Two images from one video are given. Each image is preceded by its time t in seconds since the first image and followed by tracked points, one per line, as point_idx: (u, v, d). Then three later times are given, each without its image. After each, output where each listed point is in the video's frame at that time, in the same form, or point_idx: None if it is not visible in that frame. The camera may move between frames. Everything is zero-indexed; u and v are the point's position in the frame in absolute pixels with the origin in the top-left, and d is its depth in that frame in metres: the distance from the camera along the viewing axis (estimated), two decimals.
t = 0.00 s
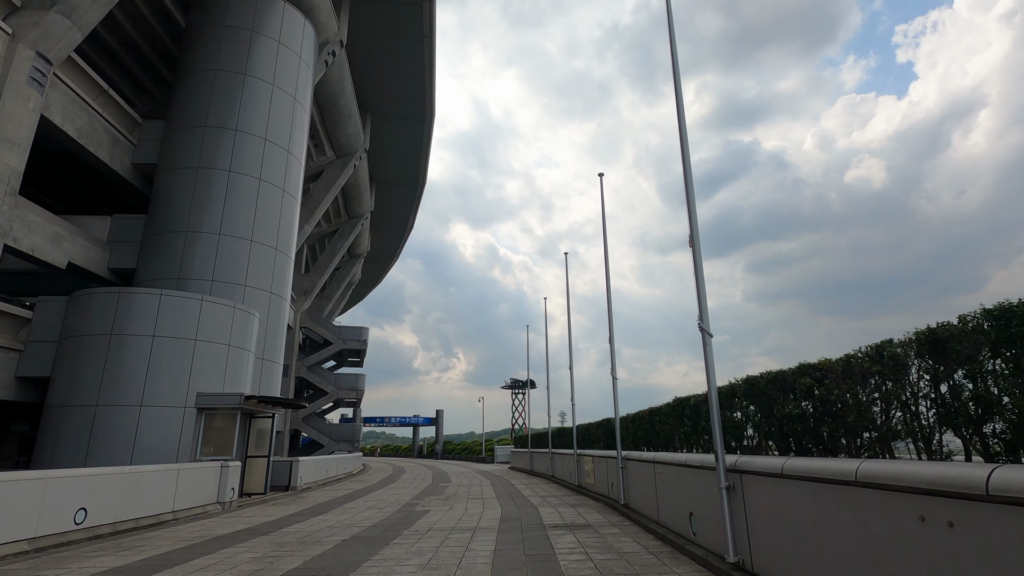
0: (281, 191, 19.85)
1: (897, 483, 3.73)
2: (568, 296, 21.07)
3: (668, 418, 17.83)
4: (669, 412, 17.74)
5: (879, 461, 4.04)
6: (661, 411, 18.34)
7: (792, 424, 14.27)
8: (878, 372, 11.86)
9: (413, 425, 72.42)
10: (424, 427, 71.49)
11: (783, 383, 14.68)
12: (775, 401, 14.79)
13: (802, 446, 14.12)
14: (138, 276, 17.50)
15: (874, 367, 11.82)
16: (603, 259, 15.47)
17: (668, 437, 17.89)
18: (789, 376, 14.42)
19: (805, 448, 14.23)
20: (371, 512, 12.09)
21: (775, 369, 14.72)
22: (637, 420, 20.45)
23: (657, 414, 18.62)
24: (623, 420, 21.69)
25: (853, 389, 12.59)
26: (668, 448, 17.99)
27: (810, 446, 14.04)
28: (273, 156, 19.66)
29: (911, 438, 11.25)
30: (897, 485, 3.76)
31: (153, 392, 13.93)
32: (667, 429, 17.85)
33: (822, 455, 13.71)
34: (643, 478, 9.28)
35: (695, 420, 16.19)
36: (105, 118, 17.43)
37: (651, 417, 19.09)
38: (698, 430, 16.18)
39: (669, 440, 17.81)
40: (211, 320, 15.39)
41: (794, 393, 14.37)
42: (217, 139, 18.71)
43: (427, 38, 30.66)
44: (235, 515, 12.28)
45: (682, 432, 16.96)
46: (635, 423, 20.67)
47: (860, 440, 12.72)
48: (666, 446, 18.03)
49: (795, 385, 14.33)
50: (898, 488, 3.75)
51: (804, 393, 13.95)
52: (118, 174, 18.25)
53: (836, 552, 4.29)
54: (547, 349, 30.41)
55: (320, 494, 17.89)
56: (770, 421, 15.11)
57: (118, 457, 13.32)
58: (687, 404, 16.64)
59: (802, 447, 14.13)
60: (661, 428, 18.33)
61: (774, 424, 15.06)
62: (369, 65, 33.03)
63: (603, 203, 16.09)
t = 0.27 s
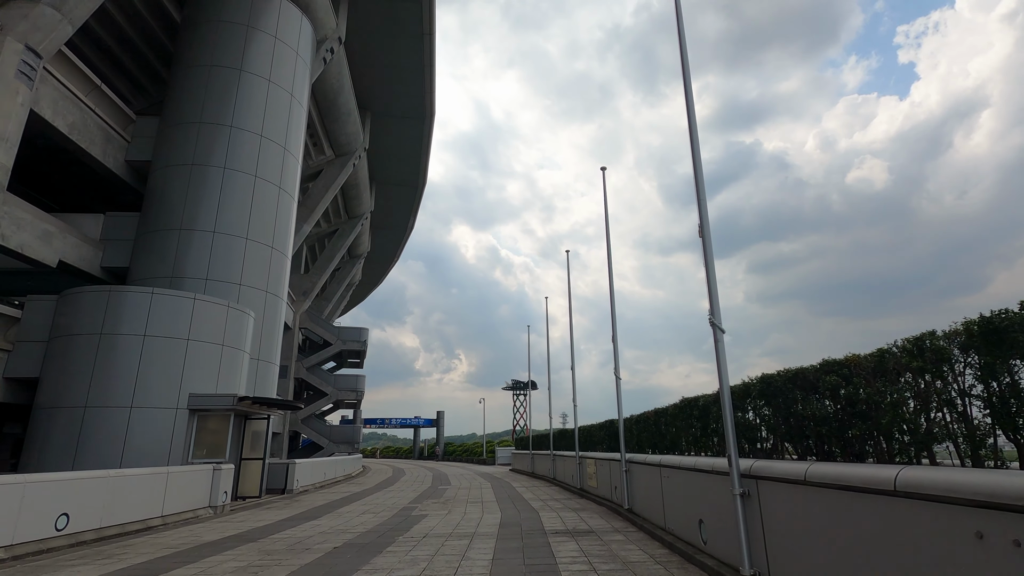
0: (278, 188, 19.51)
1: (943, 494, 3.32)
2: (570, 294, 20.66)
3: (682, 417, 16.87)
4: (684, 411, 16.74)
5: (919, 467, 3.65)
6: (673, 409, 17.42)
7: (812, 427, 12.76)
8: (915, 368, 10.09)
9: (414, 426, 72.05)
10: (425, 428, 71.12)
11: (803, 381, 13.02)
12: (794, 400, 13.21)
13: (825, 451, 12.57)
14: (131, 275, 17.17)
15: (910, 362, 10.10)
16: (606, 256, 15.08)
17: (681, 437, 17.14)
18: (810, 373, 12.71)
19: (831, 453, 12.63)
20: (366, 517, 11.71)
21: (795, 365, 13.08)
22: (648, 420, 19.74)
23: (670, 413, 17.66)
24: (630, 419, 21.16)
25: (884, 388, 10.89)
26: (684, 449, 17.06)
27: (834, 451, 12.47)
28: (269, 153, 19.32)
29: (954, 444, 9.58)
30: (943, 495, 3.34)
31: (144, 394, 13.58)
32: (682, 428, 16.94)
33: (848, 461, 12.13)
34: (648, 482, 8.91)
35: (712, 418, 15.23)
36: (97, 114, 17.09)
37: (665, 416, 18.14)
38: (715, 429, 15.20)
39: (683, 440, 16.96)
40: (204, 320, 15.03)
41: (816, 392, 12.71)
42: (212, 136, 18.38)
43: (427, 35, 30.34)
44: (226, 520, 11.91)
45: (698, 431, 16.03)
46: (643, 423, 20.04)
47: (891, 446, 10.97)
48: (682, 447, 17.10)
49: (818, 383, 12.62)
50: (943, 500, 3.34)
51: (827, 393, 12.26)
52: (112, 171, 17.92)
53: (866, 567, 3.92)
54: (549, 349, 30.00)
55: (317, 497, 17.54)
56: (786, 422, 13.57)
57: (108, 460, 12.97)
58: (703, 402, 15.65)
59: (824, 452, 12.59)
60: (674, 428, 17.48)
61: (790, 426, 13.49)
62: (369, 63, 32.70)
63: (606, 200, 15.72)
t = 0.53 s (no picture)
0: (274, 185, 19.17)
1: (1013, 502, 2.85)
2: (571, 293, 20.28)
3: (694, 414, 16.19)
4: (697, 407, 16.05)
5: (978, 470, 3.20)
6: (684, 406, 16.82)
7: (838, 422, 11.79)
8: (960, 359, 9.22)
9: (415, 428, 71.71)
10: (426, 429, 70.76)
11: (830, 374, 11.98)
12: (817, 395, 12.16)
13: (853, 451, 11.60)
14: (125, 273, 16.84)
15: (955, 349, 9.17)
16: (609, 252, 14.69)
17: (690, 435, 16.62)
18: (838, 367, 11.69)
19: (861, 453, 11.61)
20: (363, 520, 11.32)
21: (820, 359, 12.13)
22: (655, 419, 19.21)
23: (680, 411, 17.08)
24: (636, 417, 20.67)
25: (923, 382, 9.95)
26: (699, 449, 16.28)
27: (864, 451, 11.48)
28: (265, 149, 18.98)
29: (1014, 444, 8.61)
30: (1004, 502, 2.94)
31: (135, 394, 13.23)
32: (694, 425, 16.31)
33: (879, 462, 11.13)
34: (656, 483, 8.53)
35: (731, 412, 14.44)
36: (90, 108, 16.78)
37: (675, 413, 17.37)
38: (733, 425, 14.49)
39: (694, 438, 16.37)
40: (197, 318, 14.68)
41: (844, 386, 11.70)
42: (207, 131, 18.06)
43: (427, 32, 30.02)
44: (218, 524, 11.54)
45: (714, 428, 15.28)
46: (650, 422, 19.51)
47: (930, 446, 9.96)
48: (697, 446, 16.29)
49: (847, 377, 11.60)
50: (1013, 510, 2.87)
51: (858, 388, 11.27)
52: (105, 167, 17.60)
53: None
54: (551, 350, 29.62)
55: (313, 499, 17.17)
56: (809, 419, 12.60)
57: (98, 461, 12.63)
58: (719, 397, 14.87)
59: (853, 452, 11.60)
60: (682, 425, 16.98)
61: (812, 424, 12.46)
62: (368, 60, 32.39)
63: (608, 195, 15.34)
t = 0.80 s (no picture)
0: (271, 182, 18.85)
1: None
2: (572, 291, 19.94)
3: (706, 413, 15.60)
4: (709, 405, 15.44)
5: None
6: (694, 404, 16.34)
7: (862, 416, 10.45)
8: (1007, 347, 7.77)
9: (416, 429, 71.36)
10: (427, 431, 70.41)
11: (858, 369, 10.43)
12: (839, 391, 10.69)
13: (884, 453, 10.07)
14: (118, 271, 16.53)
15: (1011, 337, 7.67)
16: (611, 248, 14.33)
17: (699, 435, 16.18)
18: (867, 360, 10.13)
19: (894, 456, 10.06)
20: (359, 524, 10.97)
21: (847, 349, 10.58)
22: (661, 420, 18.73)
23: (689, 410, 16.64)
24: (642, 417, 20.27)
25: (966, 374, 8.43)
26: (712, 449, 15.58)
27: (898, 453, 9.93)
28: (262, 145, 18.67)
29: None
30: None
31: (125, 394, 12.90)
32: (704, 424, 15.79)
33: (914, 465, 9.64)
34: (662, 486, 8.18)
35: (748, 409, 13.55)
36: (83, 104, 16.48)
37: (687, 413, 16.66)
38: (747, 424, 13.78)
39: (703, 439, 15.91)
40: (190, 316, 14.35)
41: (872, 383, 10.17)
42: (202, 127, 17.76)
43: (427, 29, 29.71)
44: (208, 527, 11.21)
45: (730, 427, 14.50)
46: (656, 422, 19.07)
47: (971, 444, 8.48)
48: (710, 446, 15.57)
49: (876, 370, 10.07)
50: None
51: (889, 382, 9.68)
52: (98, 164, 17.29)
53: None
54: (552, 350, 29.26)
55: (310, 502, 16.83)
56: (829, 420, 11.22)
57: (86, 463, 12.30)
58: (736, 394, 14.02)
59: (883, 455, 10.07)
60: (691, 425, 16.54)
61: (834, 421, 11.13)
62: (367, 57, 32.09)
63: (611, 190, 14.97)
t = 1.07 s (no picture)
0: (268, 179, 18.53)
1: None
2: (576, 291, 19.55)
3: (718, 412, 15.09)
4: (721, 404, 14.95)
5: None
6: (704, 403, 15.87)
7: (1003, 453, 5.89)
8: (1020, 347, 5.57)
9: (417, 431, 71.11)
10: (429, 432, 70.11)
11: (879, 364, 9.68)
12: (804, 393, 9.05)
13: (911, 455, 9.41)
14: (111, 269, 16.22)
15: None
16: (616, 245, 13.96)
17: (709, 437, 15.72)
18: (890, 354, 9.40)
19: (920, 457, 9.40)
20: (354, 530, 10.58)
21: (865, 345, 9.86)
22: (670, 421, 18.25)
23: (699, 410, 16.16)
24: (649, 418, 19.81)
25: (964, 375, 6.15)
26: (724, 450, 15.08)
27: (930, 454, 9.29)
28: (258, 142, 18.36)
29: None
30: None
31: (115, 395, 12.58)
32: (715, 424, 15.32)
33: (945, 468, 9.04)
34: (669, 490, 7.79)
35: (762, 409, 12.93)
36: (76, 99, 16.17)
37: (697, 412, 16.18)
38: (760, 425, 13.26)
39: (714, 440, 15.44)
40: (183, 315, 14.02)
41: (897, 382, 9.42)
42: (198, 123, 17.46)
43: (427, 27, 29.41)
44: (200, 532, 10.87)
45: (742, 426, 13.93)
46: (664, 423, 18.62)
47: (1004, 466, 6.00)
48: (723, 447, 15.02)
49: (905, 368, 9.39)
50: None
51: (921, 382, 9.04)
52: (92, 160, 16.99)
53: None
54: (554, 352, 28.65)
55: (307, 505, 16.46)
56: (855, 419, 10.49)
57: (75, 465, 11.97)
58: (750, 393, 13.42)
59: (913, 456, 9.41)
60: (701, 425, 16.07)
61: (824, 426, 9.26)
62: (368, 55, 31.80)
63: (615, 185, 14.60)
